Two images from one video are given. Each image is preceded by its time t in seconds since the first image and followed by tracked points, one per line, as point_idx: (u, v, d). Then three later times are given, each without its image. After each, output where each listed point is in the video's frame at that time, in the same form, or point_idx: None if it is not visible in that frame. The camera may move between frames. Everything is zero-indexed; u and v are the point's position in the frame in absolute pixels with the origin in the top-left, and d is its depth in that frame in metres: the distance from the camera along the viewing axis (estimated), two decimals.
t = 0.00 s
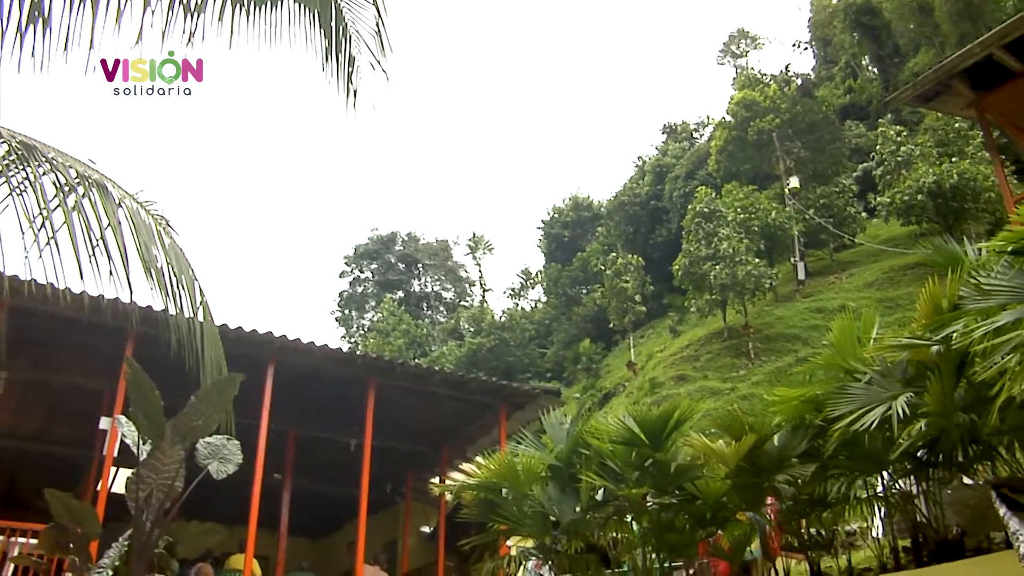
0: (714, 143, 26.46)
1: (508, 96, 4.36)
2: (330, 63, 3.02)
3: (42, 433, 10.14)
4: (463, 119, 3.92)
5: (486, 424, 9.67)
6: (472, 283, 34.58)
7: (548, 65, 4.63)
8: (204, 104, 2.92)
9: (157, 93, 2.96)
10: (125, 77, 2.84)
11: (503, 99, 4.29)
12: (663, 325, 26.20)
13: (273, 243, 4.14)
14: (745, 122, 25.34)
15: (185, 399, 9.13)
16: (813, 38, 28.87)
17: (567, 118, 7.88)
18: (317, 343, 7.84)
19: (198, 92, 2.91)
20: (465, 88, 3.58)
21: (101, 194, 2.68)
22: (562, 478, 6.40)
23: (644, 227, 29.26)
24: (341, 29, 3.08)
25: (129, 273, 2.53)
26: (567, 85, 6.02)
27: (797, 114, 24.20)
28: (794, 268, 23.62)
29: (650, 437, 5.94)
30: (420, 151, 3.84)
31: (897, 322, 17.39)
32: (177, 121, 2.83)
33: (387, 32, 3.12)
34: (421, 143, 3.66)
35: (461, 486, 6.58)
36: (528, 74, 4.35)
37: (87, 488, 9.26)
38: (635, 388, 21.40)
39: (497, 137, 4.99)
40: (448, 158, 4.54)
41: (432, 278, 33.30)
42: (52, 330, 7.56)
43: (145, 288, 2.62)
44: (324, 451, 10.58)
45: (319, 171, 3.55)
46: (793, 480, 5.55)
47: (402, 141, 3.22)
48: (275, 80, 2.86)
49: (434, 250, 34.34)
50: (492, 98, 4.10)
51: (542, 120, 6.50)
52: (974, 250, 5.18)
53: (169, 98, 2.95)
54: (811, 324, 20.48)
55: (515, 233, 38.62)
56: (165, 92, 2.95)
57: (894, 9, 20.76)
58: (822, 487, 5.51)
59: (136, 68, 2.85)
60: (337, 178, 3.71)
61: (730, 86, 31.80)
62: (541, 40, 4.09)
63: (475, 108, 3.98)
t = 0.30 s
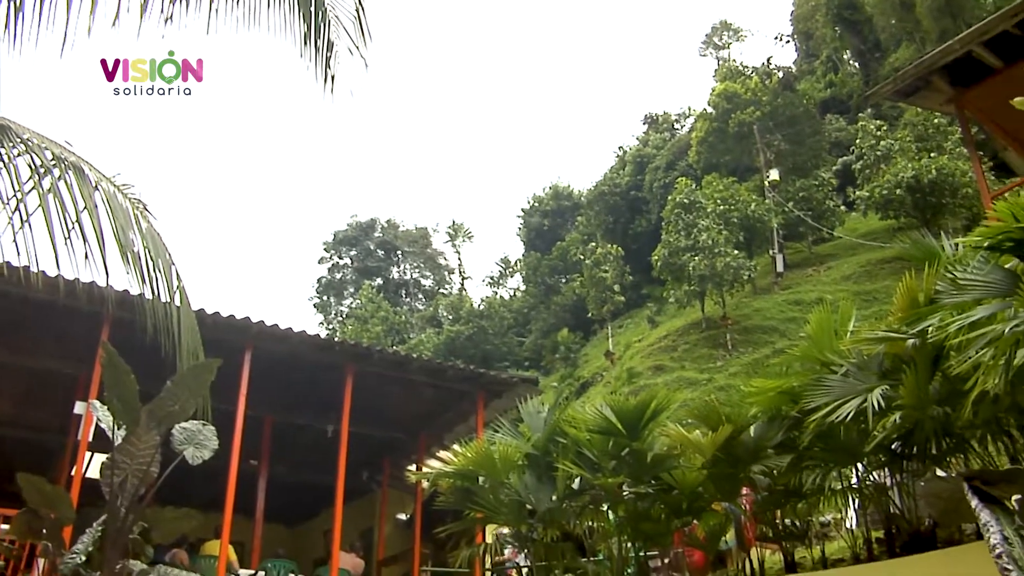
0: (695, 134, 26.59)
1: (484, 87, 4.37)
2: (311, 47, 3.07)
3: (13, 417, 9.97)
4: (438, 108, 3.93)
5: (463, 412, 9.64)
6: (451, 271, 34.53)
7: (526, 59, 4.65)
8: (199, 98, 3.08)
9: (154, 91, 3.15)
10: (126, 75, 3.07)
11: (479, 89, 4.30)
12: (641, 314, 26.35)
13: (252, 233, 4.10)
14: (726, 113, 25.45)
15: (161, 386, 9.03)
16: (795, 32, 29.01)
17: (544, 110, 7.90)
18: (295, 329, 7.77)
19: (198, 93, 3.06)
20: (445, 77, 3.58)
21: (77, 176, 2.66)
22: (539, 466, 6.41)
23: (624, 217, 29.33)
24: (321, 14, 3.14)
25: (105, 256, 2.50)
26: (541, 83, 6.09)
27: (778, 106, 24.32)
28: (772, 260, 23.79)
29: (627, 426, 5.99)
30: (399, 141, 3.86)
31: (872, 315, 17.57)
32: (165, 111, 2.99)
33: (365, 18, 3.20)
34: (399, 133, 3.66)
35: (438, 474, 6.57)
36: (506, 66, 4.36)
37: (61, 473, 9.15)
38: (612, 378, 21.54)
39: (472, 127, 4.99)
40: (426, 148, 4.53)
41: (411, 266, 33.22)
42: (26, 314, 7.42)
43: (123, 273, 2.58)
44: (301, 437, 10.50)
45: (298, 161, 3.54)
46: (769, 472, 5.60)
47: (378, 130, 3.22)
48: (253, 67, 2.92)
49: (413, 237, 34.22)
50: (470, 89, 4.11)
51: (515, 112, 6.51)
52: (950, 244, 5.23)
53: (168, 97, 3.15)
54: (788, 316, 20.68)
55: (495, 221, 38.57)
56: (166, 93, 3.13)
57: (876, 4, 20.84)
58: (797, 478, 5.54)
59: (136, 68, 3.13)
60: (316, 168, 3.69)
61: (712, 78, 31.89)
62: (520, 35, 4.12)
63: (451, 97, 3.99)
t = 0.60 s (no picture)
0: (678, 126, 26.64)
1: (468, 84, 4.47)
2: (289, 32, 3.25)
3: None
4: (417, 104, 4.02)
5: (442, 400, 9.62)
6: (431, 259, 34.38)
7: (508, 63, 4.76)
8: (197, 97, 3.17)
9: (154, 91, 3.41)
10: (128, 75, 3.45)
11: (462, 87, 4.38)
12: (621, 305, 26.42)
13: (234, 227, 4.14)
14: (708, 105, 25.49)
15: (138, 372, 8.94)
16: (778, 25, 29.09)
17: (526, 100, 7.89)
18: (275, 316, 7.71)
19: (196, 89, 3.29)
20: (425, 73, 3.67)
21: (54, 160, 2.62)
22: (518, 455, 6.42)
23: (605, 207, 29.35)
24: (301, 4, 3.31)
25: (82, 243, 2.45)
26: (525, 77, 6.08)
27: (761, 99, 24.39)
28: (753, 253, 23.90)
29: (606, 416, 6.01)
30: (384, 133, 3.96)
31: (850, 309, 17.72)
32: (163, 109, 3.07)
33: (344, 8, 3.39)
34: (388, 133, 4.04)
35: (416, 462, 6.56)
36: (489, 65, 4.47)
37: (36, 459, 9.04)
38: (592, 368, 21.59)
39: (450, 122, 5.10)
40: (404, 140, 4.64)
41: (392, 253, 33.05)
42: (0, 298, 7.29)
43: (99, 258, 2.54)
44: (279, 424, 10.45)
45: (278, 153, 3.62)
46: (746, 462, 5.63)
47: (359, 119, 3.35)
48: (227, 33, 3.15)
49: (394, 225, 34.03)
50: (450, 87, 4.21)
51: (493, 108, 6.60)
52: (929, 238, 5.29)
53: (168, 96, 3.40)
54: (767, 308, 20.82)
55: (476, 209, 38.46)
56: (167, 95, 3.37)
57: None
58: (774, 469, 5.55)
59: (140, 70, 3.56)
60: (298, 162, 3.87)
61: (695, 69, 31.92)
62: (500, 35, 4.25)
63: (432, 94, 4.09)
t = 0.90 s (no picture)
0: (662, 114, 26.69)
1: (451, 79, 4.54)
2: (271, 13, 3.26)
3: None
4: (416, 103, 4.41)
5: (423, 386, 9.60)
6: (415, 245, 34.26)
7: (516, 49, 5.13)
8: (196, 97, 3.32)
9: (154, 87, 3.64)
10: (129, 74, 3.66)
11: (445, 82, 4.44)
12: (604, 292, 26.50)
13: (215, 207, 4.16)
14: (693, 94, 25.53)
15: (118, 356, 8.86)
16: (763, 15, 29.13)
17: (511, 88, 7.87)
18: (257, 301, 7.66)
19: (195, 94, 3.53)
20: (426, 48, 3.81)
21: (33, 140, 2.59)
22: (499, 441, 6.44)
23: (589, 194, 29.38)
24: None
25: (62, 225, 2.43)
26: (513, 68, 6.11)
27: (745, 89, 24.44)
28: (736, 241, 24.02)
29: (588, 403, 6.05)
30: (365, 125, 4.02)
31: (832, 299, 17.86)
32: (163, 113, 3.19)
33: None
34: (370, 125, 4.10)
35: (398, 448, 6.56)
36: (475, 61, 4.54)
37: (14, 443, 8.95)
38: (574, 355, 21.69)
39: (429, 114, 5.17)
40: (383, 132, 4.70)
41: (375, 239, 32.91)
42: None
43: (80, 242, 2.51)
44: (261, 409, 10.41)
45: (251, 149, 3.86)
46: (726, 450, 5.66)
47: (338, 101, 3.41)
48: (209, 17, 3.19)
49: (377, 210, 33.87)
50: (449, 85, 4.60)
51: (475, 102, 6.83)
52: (911, 229, 5.33)
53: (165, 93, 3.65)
54: (749, 298, 20.97)
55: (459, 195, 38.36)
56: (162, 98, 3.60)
57: None
58: (754, 458, 5.58)
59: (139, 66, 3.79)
60: (277, 151, 3.93)
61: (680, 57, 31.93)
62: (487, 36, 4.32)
63: (417, 88, 4.16)
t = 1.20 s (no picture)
0: (651, 99, 26.67)
1: (443, 55, 4.43)
2: None
3: None
4: (405, 82, 4.34)
5: (409, 369, 9.60)
6: (402, 228, 34.10)
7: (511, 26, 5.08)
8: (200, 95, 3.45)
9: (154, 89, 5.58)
10: (133, 77, 6.10)
11: (434, 56, 4.32)
12: (591, 277, 26.54)
13: (191, 188, 4.09)
14: (682, 79, 25.50)
15: (103, 338, 8.80)
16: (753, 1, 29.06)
17: (502, 71, 7.82)
18: (244, 283, 7.62)
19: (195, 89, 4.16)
20: (411, 26, 3.74)
21: (16, 119, 2.56)
22: (485, 425, 6.46)
23: (577, 179, 29.37)
24: None
25: (46, 205, 2.39)
26: (503, 49, 6.06)
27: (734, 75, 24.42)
28: (723, 227, 24.09)
29: (573, 387, 6.10)
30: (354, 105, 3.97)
31: (819, 285, 17.94)
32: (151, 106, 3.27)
33: None
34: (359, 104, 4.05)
35: (384, 431, 6.57)
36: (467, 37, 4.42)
37: None
38: (562, 339, 21.74)
39: (419, 92, 5.06)
40: (383, 114, 4.94)
41: (362, 222, 32.77)
42: None
43: (65, 222, 2.49)
44: (247, 392, 10.38)
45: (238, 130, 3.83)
46: (712, 436, 5.70)
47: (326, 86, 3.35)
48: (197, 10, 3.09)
49: (365, 193, 33.70)
50: (441, 64, 4.53)
51: (464, 85, 6.78)
52: (898, 217, 5.35)
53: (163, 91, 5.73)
54: (736, 284, 21.08)
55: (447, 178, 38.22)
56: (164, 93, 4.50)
57: None
58: (740, 443, 5.60)
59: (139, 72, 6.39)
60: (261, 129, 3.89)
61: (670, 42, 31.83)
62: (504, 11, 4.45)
63: (406, 62, 4.03)
